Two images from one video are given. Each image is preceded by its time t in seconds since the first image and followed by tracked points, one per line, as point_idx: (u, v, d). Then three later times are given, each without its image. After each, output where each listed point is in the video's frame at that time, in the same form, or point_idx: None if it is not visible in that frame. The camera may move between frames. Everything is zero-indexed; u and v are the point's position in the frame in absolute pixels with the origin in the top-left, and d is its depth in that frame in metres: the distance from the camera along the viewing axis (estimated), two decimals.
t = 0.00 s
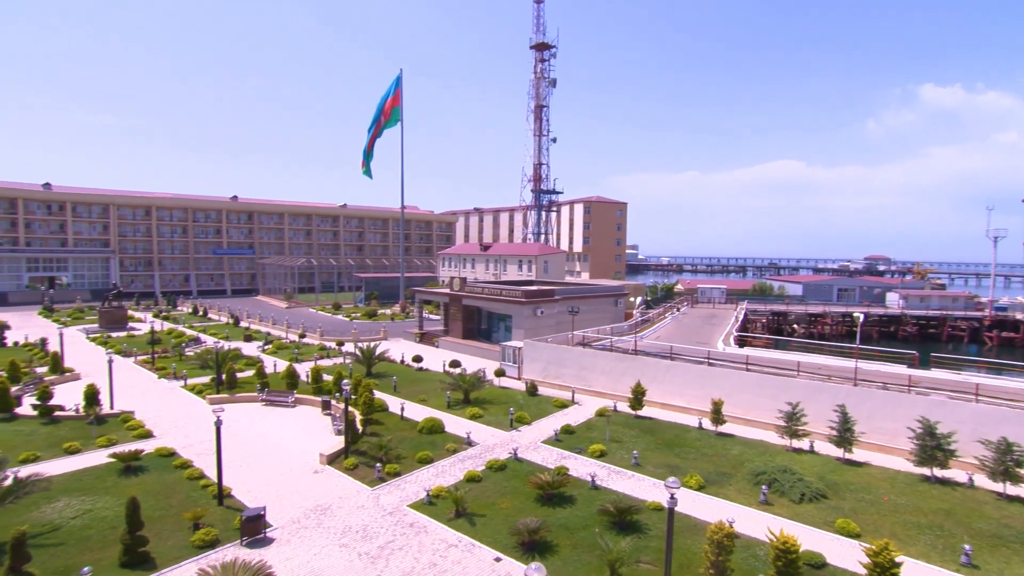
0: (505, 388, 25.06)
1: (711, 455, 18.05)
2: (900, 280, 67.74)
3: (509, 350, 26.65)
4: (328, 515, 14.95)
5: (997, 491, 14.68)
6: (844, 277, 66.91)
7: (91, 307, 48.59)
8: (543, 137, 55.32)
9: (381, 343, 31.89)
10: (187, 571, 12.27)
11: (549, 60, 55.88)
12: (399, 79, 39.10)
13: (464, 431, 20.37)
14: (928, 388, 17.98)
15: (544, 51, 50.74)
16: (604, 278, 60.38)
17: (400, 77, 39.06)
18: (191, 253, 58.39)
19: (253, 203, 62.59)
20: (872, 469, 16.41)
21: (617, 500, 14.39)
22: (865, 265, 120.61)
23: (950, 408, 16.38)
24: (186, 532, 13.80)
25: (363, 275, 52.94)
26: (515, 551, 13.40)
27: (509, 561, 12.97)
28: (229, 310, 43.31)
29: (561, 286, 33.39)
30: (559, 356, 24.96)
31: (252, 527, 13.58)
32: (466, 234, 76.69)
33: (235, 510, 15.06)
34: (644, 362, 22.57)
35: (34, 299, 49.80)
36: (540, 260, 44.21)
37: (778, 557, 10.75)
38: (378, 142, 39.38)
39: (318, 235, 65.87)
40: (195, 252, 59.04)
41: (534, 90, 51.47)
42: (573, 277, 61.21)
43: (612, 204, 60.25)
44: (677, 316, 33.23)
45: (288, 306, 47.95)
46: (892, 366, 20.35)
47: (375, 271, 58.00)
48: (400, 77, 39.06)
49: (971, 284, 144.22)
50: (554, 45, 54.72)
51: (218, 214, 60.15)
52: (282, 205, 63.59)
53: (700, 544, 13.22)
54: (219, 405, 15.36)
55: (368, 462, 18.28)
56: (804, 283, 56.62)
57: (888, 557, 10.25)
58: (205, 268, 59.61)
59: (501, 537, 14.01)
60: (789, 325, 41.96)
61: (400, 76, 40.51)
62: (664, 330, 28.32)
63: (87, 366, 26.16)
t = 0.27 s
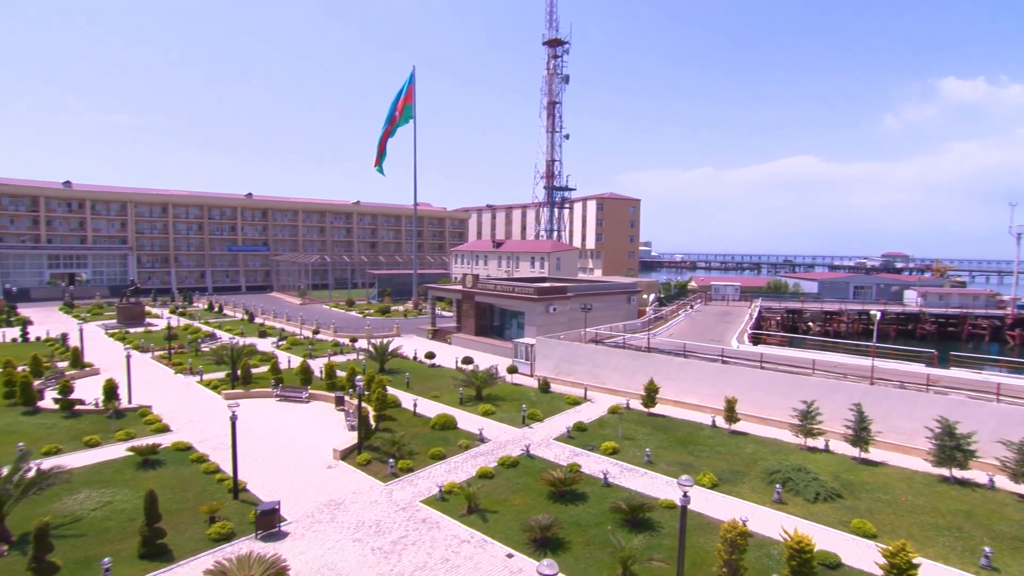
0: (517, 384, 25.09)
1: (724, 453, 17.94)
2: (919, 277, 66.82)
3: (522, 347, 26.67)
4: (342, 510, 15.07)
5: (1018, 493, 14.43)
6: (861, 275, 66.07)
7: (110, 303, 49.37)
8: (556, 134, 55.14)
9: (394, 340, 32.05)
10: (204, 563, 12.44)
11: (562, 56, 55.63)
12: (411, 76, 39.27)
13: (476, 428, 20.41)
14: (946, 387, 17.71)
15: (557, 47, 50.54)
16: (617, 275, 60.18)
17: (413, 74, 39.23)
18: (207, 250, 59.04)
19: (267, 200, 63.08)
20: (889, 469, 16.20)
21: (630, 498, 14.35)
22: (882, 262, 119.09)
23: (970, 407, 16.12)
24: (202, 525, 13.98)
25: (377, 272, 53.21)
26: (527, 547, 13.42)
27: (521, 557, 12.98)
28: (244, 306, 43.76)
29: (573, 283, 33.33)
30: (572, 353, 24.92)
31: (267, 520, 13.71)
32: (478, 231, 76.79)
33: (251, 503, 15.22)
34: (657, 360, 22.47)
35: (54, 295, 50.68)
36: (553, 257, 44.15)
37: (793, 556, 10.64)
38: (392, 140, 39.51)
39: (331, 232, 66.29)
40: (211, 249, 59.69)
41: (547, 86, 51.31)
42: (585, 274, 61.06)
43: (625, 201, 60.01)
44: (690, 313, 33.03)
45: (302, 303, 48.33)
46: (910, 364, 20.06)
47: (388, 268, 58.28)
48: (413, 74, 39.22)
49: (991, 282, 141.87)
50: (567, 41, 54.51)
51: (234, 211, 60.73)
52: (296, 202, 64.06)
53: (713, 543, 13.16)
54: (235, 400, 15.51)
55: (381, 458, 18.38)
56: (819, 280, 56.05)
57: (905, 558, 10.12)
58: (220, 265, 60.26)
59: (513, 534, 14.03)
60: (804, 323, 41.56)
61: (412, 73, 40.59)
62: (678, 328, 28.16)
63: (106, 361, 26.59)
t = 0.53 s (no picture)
0: (530, 383, 25.08)
1: (738, 452, 17.81)
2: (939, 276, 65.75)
3: (534, 345, 26.67)
4: (355, 506, 15.17)
5: None
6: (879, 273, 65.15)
7: (129, 300, 50.13)
8: (569, 132, 55.01)
9: (408, 338, 32.19)
10: (220, 557, 12.59)
11: (575, 53, 55.44)
12: (425, 74, 39.38)
13: (489, 426, 20.45)
14: (967, 388, 17.43)
15: (571, 44, 50.42)
16: (630, 273, 59.95)
17: (427, 72, 39.34)
18: (223, 248, 59.70)
19: (282, 199, 63.63)
20: (908, 470, 15.97)
21: (643, 497, 14.30)
22: (900, 261, 117.42)
23: (991, 409, 15.84)
24: (219, 520, 14.15)
25: (390, 270, 53.47)
26: (539, 545, 13.42)
27: (533, 555, 12.99)
28: (259, 304, 44.21)
29: (587, 281, 33.24)
30: (585, 352, 24.88)
31: (282, 516, 13.84)
32: (491, 229, 76.83)
33: (266, 499, 15.37)
34: (670, 359, 22.36)
35: (75, 293, 51.56)
36: (566, 255, 44.09)
37: (808, 558, 10.53)
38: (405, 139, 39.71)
39: (345, 231, 66.71)
40: (227, 247, 60.35)
41: (560, 84, 51.21)
42: (598, 272, 60.86)
43: (639, 199, 59.75)
44: (704, 312, 32.80)
45: (316, 300, 48.74)
46: (929, 365, 19.75)
47: (401, 266, 58.53)
48: (427, 72, 39.33)
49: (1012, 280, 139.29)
50: (580, 38, 54.32)
51: (249, 210, 61.32)
52: (311, 201, 64.53)
53: (727, 543, 13.07)
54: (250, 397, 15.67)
55: (395, 455, 18.47)
56: (836, 278, 55.41)
57: (923, 560, 9.99)
58: (236, 263, 60.90)
59: (526, 532, 14.04)
60: (820, 322, 41.16)
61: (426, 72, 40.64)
62: (691, 326, 27.99)
63: (125, 357, 26.99)
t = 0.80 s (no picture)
0: (542, 382, 25.07)
1: (751, 453, 17.68)
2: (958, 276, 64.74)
3: (546, 345, 26.64)
4: (367, 504, 15.25)
5: None
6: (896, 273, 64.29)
7: (145, 298, 50.77)
8: (581, 131, 54.85)
9: (419, 336, 32.29)
10: (234, 553, 12.71)
11: (588, 52, 55.25)
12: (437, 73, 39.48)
13: (500, 425, 20.46)
14: (986, 390, 17.16)
15: (583, 43, 50.28)
16: (642, 272, 59.71)
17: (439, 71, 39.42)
18: (237, 247, 60.24)
19: (295, 199, 64.07)
20: (925, 473, 15.76)
21: (655, 497, 14.23)
22: (918, 261, 115.75)
23: (1011, 411, 15.58)
24: (233, 516, 14.28)
25: (402, 269, 53.67)
26: (551, 544, 13.41)
27: (545, 554, 12.98)
28: (273, 302, 44.57)
29: (599, 280, 33.15)
30: (597, 351, 24.81)
31: (294, 513, 13.94)
32: (503, 228, 76.85)
33: (279, 496, 15.49)
34: (683, 358, 22.24)
35: (93, 291, 52.30)
36: (578, 254, 44.02)
37: (822, 561, 10.42)
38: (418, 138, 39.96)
39: (357, 230, 67.05)
40: (241, 246, 60.88)
41: (572, 83, 51.08)
42: (610, 271, 60.67)
43: (651, 198, 59.48)
44: (717, 311, 32.58)
45: (329, 299, 49.04)
46: (946, 365, 19.47)
47: (413, 265, 58.70)
48: (439, 71, 39.41)
49: None
50: (593, 37, 54.14)
51: (262, 209, 61.81)
52: (323, 200, 64.92)
53: (739, 544, 12.97)
54: (264, 395, 15.81)
55: (407, 453, 18.54)
56: (852, 278, 54.80)
57: (941, 565, 9.85)
58: (250, 262, 61.42)
59: (537, 531, 14.03)
60: (835, 322, 40.74)
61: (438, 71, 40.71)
62: (704, 326, 27.81)
63: (141, 355, 27.34)
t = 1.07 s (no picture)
0: (556, 381, 25.04)
1: (768, 454, 17.52)
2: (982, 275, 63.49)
3: (560, 343, 26.61)
4: (382, 501, 15.33)
5: None
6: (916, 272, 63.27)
7: (164, 296, 51.51)
8: (596, 129, 54.67)
9: (434, 335, 32.40)
10: (251, 548, 12.86)
11: (602, 49, 55.03)
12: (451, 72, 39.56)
13: (514, 423, 20.47)
14: (1010, 392, 16.83)
15: (597, 41, 50.09)
16: (657, 271, 59.40)
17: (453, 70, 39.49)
18: (254, 246, 60.89)
19: (311, 197, 64.58)
20: (946, 476, 15.50)
21: (670, 497, 14.15)
22: (940, 260, 113.69)
23: None
24: (250, 512, 14.44)
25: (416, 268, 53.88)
26: (565, 543, 13.39)
27: (559, 553, 12.96)
28: (289, 300, 45.00)
29: (613, 279, 33.03)
30: (611, 350, 24.74)
31: (310, 510, 14.06)
32: (517, 226, 76.86)
33: (295, 492, 15.64)
34: (698, 358, 22.10)
35: (113, 289, 53.18)
36: (592, 253, 43.90)
37: (840, 564, 10.30)
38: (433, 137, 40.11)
39: (372, 229, 67.45)
40: (257, 245, 61.52)
41: (587, 81, 50.92)
42: (625, 270, 60.42)
43: (666, 196, 59.12)
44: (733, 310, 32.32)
45: (344, 297, 49.38)
46: (969, 367, 19.12)
47: (428, 264, 58.90)
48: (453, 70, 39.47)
49: None
50: (607, 34, 53.92)
51: (279, 208, 62.38)
52: (339, 199, 65.38)
53: (755, 545, 12.85)
54: (281, 392, 15.97)
55: (421, 451, 18.63)
56: (872, 277, 54.01)
57: (963, 570, 9.69)
58: (266, 260, 62.05)
59: (551, 530, 14.02)
60: (853, 322, 40.19)
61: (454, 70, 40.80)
62: (720, 325, 27.58)
63: (161, 352, 27.75)
